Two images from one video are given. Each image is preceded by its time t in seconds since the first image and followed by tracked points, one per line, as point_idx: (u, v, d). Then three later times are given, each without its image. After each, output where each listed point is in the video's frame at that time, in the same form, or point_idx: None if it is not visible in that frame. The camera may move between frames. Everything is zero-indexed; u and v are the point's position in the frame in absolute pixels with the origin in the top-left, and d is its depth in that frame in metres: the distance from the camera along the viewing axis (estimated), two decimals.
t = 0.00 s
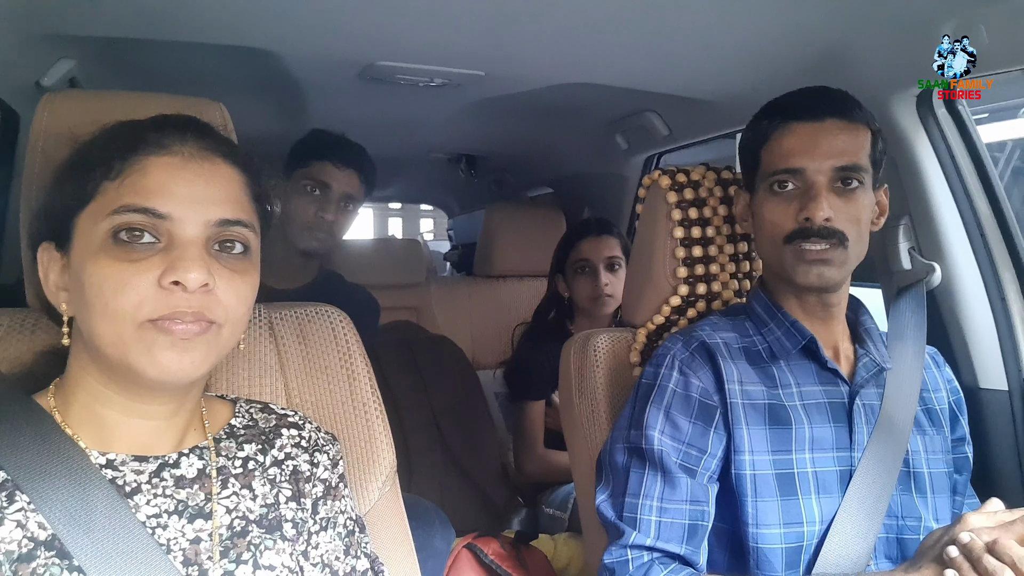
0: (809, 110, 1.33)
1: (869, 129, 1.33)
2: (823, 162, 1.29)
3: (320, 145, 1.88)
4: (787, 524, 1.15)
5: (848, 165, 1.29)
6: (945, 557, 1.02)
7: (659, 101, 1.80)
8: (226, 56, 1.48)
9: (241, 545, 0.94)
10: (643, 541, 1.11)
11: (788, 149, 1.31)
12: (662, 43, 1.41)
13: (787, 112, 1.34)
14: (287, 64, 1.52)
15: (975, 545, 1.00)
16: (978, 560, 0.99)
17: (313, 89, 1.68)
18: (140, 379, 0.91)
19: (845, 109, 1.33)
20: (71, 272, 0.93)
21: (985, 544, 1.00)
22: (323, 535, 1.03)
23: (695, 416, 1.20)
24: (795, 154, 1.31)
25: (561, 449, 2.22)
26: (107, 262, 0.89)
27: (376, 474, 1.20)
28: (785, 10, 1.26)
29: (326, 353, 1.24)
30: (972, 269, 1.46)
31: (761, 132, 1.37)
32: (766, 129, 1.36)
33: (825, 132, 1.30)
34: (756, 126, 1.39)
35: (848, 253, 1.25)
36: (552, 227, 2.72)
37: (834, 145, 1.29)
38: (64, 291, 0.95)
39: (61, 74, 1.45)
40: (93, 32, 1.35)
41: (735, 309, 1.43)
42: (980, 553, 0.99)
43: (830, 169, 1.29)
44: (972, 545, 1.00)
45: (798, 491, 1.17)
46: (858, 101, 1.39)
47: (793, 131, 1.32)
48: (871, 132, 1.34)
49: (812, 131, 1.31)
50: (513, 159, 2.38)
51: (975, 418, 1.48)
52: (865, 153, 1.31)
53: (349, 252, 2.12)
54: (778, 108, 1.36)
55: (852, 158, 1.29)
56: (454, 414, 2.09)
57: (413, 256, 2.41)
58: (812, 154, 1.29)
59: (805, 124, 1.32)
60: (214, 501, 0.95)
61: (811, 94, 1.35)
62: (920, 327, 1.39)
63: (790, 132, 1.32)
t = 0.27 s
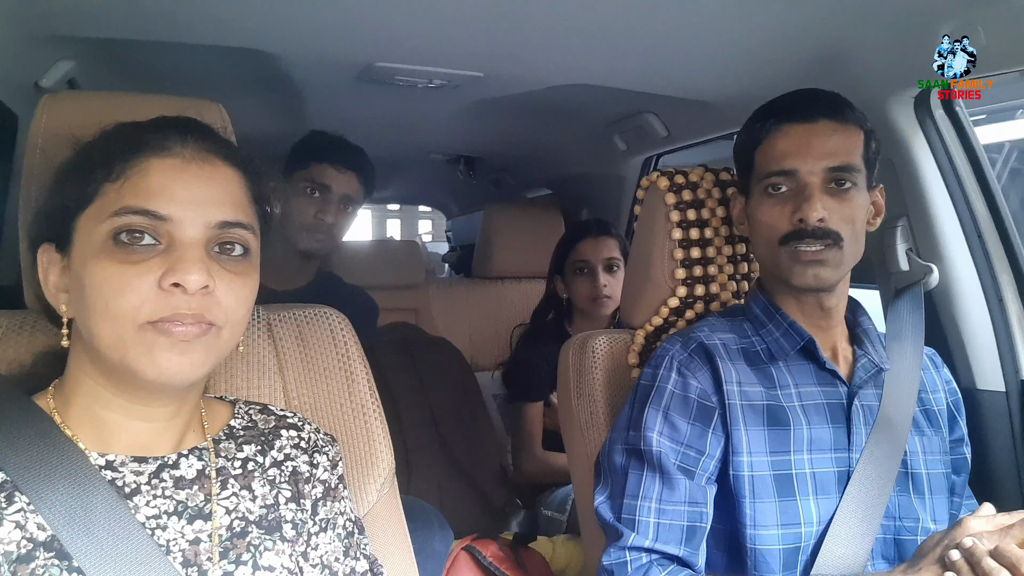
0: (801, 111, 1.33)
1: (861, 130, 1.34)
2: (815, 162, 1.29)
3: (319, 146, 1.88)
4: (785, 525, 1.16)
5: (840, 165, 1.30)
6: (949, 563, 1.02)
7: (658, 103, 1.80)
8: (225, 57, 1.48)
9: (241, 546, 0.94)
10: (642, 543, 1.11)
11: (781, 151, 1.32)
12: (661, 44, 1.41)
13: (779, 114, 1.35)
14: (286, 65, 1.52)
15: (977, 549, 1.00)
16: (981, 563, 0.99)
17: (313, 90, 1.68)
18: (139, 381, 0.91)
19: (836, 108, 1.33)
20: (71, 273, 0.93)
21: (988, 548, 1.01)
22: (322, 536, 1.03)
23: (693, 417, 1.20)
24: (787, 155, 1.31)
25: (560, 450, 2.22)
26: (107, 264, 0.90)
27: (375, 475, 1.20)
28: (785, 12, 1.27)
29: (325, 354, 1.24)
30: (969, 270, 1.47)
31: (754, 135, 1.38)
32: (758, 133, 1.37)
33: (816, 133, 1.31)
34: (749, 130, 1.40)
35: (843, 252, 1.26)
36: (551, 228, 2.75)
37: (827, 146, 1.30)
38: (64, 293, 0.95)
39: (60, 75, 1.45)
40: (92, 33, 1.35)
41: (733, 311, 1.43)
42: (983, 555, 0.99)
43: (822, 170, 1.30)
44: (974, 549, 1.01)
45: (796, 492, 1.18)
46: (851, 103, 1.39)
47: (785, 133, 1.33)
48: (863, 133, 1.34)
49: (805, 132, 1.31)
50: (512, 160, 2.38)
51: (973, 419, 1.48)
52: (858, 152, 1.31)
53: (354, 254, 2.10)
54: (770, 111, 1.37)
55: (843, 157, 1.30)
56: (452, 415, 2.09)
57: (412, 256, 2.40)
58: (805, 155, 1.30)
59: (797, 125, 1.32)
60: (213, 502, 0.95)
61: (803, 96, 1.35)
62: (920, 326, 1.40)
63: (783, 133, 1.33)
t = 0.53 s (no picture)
0: (798, 109, 1.33)
1: (860, 129, 1.34)
2: (813, 160, 1.30)
3: (318, 145, 1.88)
4: (785, 522, 1.16)
5: (837, 163, 1.29)
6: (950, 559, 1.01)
7: (657, 101, 1.80)
8: (224, 57, 1.48)
9: (242, 543, 0.94)
10: (642, 541, 1.11)
11: (778, 149, 1.32)
12: (661, 42, 1.41)
13: (776, 112, 1.35)
14: (285, 64, 1.52)
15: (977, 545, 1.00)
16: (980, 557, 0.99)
17: (312, 90, 1.68)
18: (139, 381, 0.91)
19: (833, 106, 1.33)
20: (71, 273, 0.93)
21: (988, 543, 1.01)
22: (323, 534, 1.03)
23: (693, 414, 1.20)
24: (785, 154, 1.31)
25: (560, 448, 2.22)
26: (107, 263, 0.90)
27: (375, 473, 1.20)
28: (785, 10, 1.26)
29: (324, 353, 1.24)
30: (969, 267, 1.47)
31: (751, 134, 1.38)
32: (756, 131, 1.37)
33: (813, 131, 1.31)
34: (746, 129, 1.40)
35: (841, 250, 1.26)
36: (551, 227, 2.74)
37: (824, 143, 1.30)
38: (64, 292, 0.95)
39: (59, 75, 1.45)
40: (91, 33, 1.34)
41: (732, 308, 1.43)
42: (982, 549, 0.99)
43: (820, 168, 1.30)
44: (974, 544, 1.01)
45: (797, 489, 1.17)
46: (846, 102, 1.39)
47: (782, 131, 1.33)
48: (861, 132, 1.34)
49: (802, 130, 1.31)
50: (511, 159, 2.38)
51: (973, 416, 1.48)
52: (856, 148, 1.31)
53: (351, 252, 2.09)
54: (767, 109, 1.37)
55: (841, 155, 1.30)
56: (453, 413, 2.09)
57: (411, 254, 2.43)
58: (802, 153, 1.30)
59: (794, 124, 1.32)
60: (214, 500, 0.95)
61: (799, 95, 1.36)
62: (920, 324, 1.39)
63: (781, 132, 1.33)
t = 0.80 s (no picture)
0: (795, 108, 1.33)
1: (855, 128, 1.33)
2: (810, 158, 1.29)
3: (318, 144, 1.88)
4: (786, 522, 1.16)
5: (834, 161, 1.29)
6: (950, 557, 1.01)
7: (657, 100, 1.80)
8: (224, 55, 1.48)
9: (243, 543, 0.94)
10: (643, 541, 1.11)
11: (775, 148, 1.32)
12: (661, 41, 1.41)
13: (773, 112, 1.35)
14: (285, 63, 1.52)
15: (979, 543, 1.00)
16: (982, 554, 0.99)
17: (312, 89, 1.67)
18: (139, 381, 0.90)
19: (830, 104, 1.33)
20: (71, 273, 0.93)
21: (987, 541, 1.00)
22: (324, 534, 1.03)
23: (694, 414, 1.20)
24: (782, 152, 1.31)
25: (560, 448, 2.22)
26: (107, 263, 0.89)
27: (375, 473, 1.20)
28: (785, 9, 1.26)
29: (324, 353, 1.24)
30: (970, 266, 1.47)
31: (748, 133, 1.38)
32: (753, 129, 1.37)
33: (810, 130, 1.31)
34: (743, 130, 1.40)
35: (840, 248, 1.26)
36: (550, 225, 2.70)
37: (821, 142, 1.30)
38: (64, 293, 0.95)
39: (59, 74, 1.45)
40: (90, 32, 1.34)
41: (733, 307, 1.43)
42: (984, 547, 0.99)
43: (817, 166, 1.30)
44: (974, 543, 1.00)
45: (798, 488, 1.17)
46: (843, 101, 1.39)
47: (778, 130, 1.33)
48: (858, 131, 1.34)
49: (798, 130, 1.31)
50: (511, 158, 2.37)
51: (974, 416, 1.48)
52: (854, 146, 1.31)
53: (349, 251, 2.12)
54: (763, 108, 1.37)
55: (839, 153, 1.30)
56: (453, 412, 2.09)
57: (411, 255, 2.40)
58: (799, 152, 1.30)
59: (791, 122, 1.32)
60: (215, 500, 0.95)
61: (796, 93, 1.35)
62: (921, 323, 1.39)
63: (777, 131, 1.33)
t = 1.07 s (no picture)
0: (794, 108, 1.33)
1: (856, 128, 1.33)
2: (809, 159, 1.30)
3: (318, 145, 1.88)
4: (786, 522, 1.16)
5: (834, 162, 1.29)
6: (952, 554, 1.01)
7: (657, 101, 1.80)
8: (224, 57, 1.48)
9: (242, 544, 0.94)
10: (642, 541, 1.11)
11: (775, 149, 1.32)
12: (660, 42, 1.41)
13: (773, 112, 1.35)
14: (285, 64, 1.52)
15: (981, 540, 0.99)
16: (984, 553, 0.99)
17: (312, 90, 1.68)
18: (139, 381, 0.91)
19: (829, 105, 1.33)
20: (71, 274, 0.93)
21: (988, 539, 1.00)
22: (324, 535, 1.03)
23: (694, 414, 1.20)
24: (781, 153, 1.31)
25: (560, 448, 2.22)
26: (107, 264, 0.90)
27: (376, 474, 1.20)
28: (784, 9, 1.26)
29: (324, 353, 1.24)
30: (970, 266, 1.47)
31: (748, 133, 1.38)
32: (753, 130, 1.37)
33: (810, 131, 1.31)
34: (743, 131, 1.40)
35: (840, 249, 1.26)
36: (549, 224, 2.72)
37: (820, 142, 1.30)
38: (64, 293, 0.95)
39: (59, 75, 1.45)
40: (90, 33, 1.35)
41: (733, 307, 1.43)
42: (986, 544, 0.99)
43: (817, 167, 1.30)
44: (976, 540, 1.00)
45: (799, 489, 1.17)
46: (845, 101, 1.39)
47: (777, 131, 1.33)
48: (858, 131, 1.34)
49: (798, 130, 1.31)
50: (511, 159, 2.38)
51: (974, 415, 1.48)
52: (853, 147, 1.31)
53: (349, 252, 2.12)
54: (763, 109, 1.37)
55: (838, 154, 1.30)
56: (453, 413, 2.09)
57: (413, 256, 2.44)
58: (799, 152, 1.30)
59: (790, 123, 1.32)
60: (214, 500, 0.95)
61: (796, 94, 1.36)
62: (920, 323, 1.39)
63: (776, 132, 1.33)
